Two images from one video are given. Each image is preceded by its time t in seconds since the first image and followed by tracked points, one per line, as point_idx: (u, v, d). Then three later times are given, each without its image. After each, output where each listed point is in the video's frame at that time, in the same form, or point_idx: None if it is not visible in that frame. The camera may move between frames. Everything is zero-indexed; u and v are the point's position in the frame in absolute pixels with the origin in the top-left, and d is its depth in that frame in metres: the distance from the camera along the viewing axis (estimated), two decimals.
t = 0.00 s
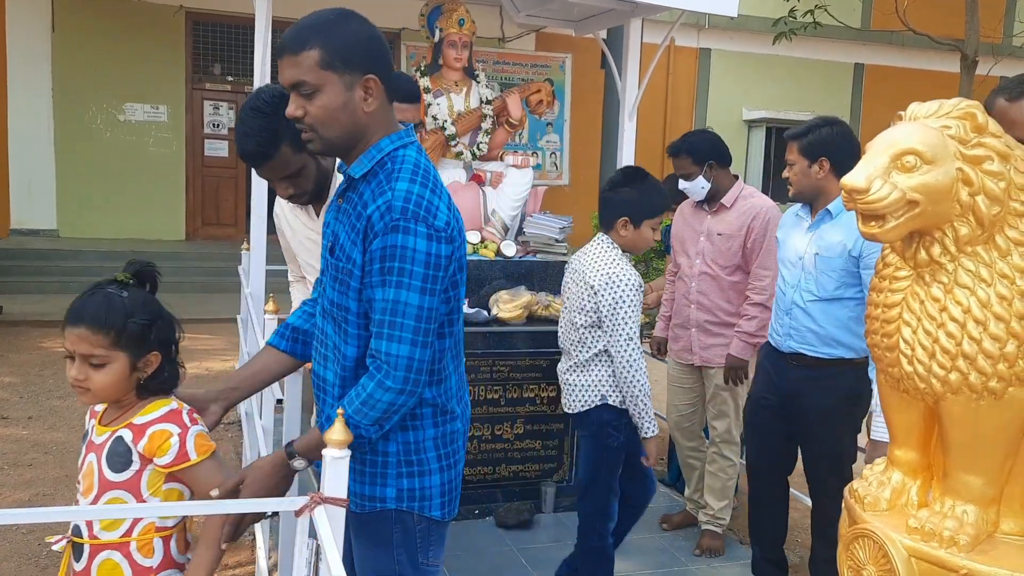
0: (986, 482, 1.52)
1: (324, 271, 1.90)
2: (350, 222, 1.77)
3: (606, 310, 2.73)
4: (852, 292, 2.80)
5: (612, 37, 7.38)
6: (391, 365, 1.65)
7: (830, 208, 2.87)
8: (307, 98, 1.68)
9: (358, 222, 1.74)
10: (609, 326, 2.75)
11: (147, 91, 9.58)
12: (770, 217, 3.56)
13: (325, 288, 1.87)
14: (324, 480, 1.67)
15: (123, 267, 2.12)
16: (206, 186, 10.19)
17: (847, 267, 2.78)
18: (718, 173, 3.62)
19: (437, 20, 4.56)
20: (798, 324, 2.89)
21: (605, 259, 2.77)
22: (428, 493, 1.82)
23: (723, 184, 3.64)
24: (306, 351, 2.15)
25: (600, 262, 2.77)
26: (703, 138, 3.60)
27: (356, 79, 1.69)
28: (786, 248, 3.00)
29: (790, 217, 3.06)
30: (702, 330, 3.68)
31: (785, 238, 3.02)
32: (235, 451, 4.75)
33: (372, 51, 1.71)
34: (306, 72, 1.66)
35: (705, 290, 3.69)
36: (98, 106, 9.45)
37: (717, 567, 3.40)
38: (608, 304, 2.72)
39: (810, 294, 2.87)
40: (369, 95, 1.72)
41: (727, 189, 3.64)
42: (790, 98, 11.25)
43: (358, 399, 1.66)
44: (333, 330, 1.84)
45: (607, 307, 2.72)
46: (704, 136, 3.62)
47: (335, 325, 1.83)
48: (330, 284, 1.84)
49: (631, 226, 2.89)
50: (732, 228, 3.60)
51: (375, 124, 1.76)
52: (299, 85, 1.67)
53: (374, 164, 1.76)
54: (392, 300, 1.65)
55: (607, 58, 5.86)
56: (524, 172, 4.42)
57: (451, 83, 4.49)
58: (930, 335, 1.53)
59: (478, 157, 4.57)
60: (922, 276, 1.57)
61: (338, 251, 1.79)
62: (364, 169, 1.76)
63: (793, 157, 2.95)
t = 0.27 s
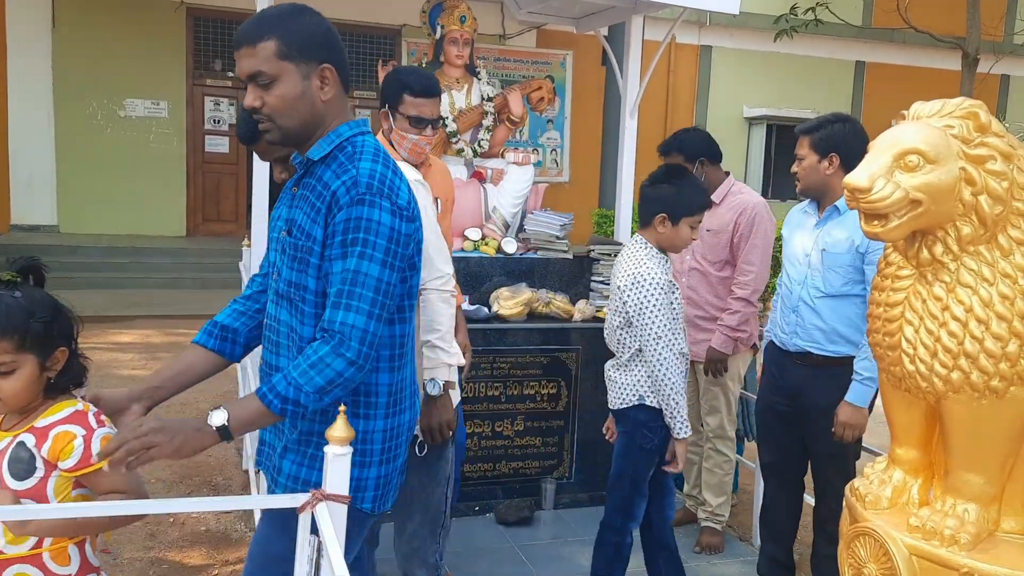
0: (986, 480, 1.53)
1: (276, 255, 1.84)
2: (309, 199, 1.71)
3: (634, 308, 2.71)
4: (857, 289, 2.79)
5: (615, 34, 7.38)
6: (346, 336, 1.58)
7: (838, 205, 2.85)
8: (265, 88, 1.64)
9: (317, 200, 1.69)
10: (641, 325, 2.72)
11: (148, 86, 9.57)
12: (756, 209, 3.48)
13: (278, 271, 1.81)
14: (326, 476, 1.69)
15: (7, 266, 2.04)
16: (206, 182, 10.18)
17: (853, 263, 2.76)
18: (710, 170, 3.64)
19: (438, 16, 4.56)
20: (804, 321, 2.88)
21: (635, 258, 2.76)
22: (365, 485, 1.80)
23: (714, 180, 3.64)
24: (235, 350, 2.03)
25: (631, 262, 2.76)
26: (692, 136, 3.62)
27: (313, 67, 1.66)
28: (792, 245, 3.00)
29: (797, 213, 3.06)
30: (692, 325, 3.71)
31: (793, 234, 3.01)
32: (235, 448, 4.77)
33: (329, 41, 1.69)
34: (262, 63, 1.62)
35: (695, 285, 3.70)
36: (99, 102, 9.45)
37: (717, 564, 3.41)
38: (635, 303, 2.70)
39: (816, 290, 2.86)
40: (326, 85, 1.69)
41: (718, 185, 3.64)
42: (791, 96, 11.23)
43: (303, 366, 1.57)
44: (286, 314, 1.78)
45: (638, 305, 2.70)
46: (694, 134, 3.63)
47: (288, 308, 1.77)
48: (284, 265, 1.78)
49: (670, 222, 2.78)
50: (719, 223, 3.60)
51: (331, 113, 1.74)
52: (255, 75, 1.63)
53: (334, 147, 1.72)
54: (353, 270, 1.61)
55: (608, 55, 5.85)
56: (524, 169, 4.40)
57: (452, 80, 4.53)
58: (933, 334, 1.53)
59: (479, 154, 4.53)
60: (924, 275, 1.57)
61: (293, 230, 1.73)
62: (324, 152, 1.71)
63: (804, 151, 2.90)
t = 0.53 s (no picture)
0: (987, 479, 1.52)
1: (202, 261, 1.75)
2: (240, 206, 1.63)
3: (652, 306, 2.67)
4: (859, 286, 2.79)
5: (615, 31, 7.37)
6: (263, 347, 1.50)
7: (841, 203, 2.84)
8: (198, 89, 1.55)
9: (248, 204, 1.62)
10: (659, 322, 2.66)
11: (148, 83, 9.56)
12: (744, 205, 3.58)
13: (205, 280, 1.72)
14: (325, 473, 1.69)
15: None
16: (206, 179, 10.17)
17: (856, 260, 2.76)
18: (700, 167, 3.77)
19: (439, 13, 4.56)
20: (805, 320, 2.86)
21: (659, 256, 2.72)
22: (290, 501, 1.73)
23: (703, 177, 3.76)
24: (147, 357, 1.81)
25: (655, 260, 2.72)
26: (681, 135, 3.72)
27: (249, 68, 1.58)
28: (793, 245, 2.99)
29: (798, 211, 3.06)
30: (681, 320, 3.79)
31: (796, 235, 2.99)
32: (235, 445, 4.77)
33: (267, 44, 1.61)
34: (195, 63, 1.53)
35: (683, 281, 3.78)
36: (99, 98, 9.45)
37: (717, 563, 3.40)
38: (652, 300, 2.66)
39: (819, 288, 2.85)
40: (263, 87, 1.62)
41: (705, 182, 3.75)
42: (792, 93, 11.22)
43: (209, 381, 1.46)
44: (216, 325, 1.69)
45: (654, 302, 2.65)
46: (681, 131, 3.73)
47: (219, 319, 1.68)
48: (212, 274, 1.69)
49: (701, 221, 2.66)
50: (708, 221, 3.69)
51: (268, 118, 1.66)
52: (188, 75, 1.54)
53: (270, 152, 1.64)
54: (276, 278, 1.52)
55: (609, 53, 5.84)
56: (524, 166, 4.40)
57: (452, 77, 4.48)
58: (933, 332, 1.53)
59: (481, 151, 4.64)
60: (925, 273, 1.56)
61: (224, 237, 1.65)
62: (260, 157, 1.63)
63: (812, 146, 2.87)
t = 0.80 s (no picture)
0: (984, 479, 1.52)
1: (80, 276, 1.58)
2: (127, 221, 1.48)
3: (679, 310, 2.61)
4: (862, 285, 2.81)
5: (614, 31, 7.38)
6: (242, 369, 1.42)
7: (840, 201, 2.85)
8: (73, 92, 1.39)
9: (138, 222, 1.46)
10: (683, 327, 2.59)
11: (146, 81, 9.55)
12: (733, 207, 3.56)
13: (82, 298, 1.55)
14: (322, 472, 1.69)
15: None
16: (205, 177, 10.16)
17: (862, 259, 2.78)
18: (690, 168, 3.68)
19: (437, 13, 4.56)
20: (809, 321, 2.84)
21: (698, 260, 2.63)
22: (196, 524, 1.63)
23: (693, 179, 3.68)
24: (32, 365, 1.72)
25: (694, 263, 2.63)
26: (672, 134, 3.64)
27: (133, 68, 1.44)
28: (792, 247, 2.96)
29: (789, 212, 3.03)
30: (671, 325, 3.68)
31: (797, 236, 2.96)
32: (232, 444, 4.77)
33: (148, 32, 1.46)
34: (70, 62, 1.36)
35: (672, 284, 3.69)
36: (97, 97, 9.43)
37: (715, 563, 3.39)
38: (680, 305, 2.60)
39: (822, 287, 2.84)
40: (148, 85, 1.47)
41: (695, 184, 3.67)
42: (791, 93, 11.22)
43: (197, 403, 1.39)
44: (91, 346, 1.54)
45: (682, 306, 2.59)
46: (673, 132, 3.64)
47: (95, 341, 1.53)
48: (89, 293, 1.52)
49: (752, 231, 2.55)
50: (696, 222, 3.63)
51: (150, 118, 1.52)
52: (60, 75, 1.37)
53: (153, 156, 1.50)
54: (218, 307, 1.41)
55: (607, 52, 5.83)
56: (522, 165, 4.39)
57: (450, 76, 4.46)
58: (930, 333, 1.53)
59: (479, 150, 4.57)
60: (922, 273, 1.56)
61: (108, 255, 1.49)
62: (140, 163, 1.49)
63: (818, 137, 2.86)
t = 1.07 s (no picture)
0: (977, 477, 1.52)
1: None
2: (45, 206, 1.47)
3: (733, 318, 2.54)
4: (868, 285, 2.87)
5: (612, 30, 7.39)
6: (213, 336, 1.44)
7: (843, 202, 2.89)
8: None
9: (60, 205, 1.45)
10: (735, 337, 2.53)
11: (143, 79, 9.56)
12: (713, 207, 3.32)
13: None
14: (315, 470, 1.68)
15: None
16: (203, 175, 10.16)
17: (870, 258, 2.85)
18: (675, 168, 3.51)
19: (435, 10, 4.54)
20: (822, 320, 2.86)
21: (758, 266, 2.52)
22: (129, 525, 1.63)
23: (677, 180, 3.50)
24: None
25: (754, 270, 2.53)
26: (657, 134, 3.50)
27: (32, 44, 1.40)
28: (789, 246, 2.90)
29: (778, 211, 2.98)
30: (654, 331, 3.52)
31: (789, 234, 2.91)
32: (229, 441, 4.79)
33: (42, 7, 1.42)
34: None
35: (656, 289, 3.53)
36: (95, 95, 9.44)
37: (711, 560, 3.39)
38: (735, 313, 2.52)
39: (831, 285, 2.88)
40: (47, 62, 1.45)
41: (679, 184, 3.48)
42: (789, 92, 11.23)
43: (179, 378, 1.40)
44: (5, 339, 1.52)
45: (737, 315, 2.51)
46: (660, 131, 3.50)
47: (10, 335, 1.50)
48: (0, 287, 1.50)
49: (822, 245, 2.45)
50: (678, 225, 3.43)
51: (50, 97, 1.50)
52: None
53: (62, 136, 1.49)
54: (182, 276, 1.43)
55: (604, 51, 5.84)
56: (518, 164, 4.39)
57: (448, 74, 4.46)
58: (923, 330, 1.53)
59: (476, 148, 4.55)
60: (916, 271, 1.56)
61: (25, 246, 1.47)
62: (50, 143, 1.48)
63: (824, 135, 2.83)
